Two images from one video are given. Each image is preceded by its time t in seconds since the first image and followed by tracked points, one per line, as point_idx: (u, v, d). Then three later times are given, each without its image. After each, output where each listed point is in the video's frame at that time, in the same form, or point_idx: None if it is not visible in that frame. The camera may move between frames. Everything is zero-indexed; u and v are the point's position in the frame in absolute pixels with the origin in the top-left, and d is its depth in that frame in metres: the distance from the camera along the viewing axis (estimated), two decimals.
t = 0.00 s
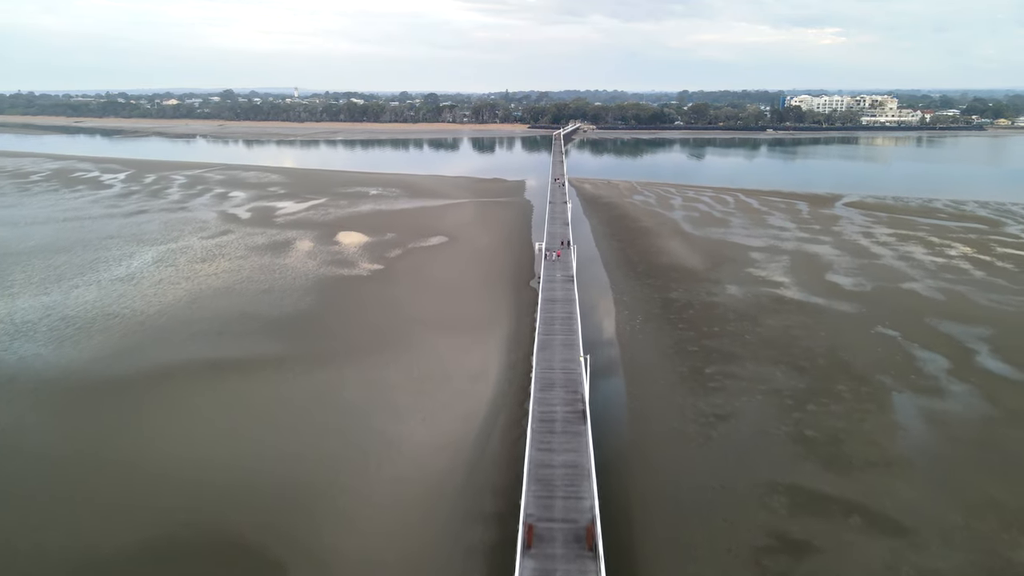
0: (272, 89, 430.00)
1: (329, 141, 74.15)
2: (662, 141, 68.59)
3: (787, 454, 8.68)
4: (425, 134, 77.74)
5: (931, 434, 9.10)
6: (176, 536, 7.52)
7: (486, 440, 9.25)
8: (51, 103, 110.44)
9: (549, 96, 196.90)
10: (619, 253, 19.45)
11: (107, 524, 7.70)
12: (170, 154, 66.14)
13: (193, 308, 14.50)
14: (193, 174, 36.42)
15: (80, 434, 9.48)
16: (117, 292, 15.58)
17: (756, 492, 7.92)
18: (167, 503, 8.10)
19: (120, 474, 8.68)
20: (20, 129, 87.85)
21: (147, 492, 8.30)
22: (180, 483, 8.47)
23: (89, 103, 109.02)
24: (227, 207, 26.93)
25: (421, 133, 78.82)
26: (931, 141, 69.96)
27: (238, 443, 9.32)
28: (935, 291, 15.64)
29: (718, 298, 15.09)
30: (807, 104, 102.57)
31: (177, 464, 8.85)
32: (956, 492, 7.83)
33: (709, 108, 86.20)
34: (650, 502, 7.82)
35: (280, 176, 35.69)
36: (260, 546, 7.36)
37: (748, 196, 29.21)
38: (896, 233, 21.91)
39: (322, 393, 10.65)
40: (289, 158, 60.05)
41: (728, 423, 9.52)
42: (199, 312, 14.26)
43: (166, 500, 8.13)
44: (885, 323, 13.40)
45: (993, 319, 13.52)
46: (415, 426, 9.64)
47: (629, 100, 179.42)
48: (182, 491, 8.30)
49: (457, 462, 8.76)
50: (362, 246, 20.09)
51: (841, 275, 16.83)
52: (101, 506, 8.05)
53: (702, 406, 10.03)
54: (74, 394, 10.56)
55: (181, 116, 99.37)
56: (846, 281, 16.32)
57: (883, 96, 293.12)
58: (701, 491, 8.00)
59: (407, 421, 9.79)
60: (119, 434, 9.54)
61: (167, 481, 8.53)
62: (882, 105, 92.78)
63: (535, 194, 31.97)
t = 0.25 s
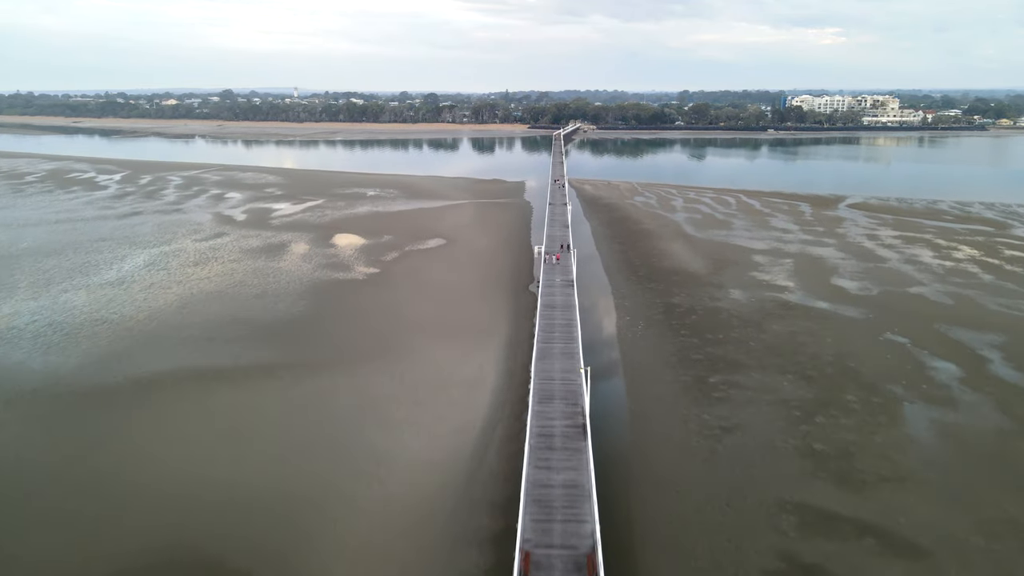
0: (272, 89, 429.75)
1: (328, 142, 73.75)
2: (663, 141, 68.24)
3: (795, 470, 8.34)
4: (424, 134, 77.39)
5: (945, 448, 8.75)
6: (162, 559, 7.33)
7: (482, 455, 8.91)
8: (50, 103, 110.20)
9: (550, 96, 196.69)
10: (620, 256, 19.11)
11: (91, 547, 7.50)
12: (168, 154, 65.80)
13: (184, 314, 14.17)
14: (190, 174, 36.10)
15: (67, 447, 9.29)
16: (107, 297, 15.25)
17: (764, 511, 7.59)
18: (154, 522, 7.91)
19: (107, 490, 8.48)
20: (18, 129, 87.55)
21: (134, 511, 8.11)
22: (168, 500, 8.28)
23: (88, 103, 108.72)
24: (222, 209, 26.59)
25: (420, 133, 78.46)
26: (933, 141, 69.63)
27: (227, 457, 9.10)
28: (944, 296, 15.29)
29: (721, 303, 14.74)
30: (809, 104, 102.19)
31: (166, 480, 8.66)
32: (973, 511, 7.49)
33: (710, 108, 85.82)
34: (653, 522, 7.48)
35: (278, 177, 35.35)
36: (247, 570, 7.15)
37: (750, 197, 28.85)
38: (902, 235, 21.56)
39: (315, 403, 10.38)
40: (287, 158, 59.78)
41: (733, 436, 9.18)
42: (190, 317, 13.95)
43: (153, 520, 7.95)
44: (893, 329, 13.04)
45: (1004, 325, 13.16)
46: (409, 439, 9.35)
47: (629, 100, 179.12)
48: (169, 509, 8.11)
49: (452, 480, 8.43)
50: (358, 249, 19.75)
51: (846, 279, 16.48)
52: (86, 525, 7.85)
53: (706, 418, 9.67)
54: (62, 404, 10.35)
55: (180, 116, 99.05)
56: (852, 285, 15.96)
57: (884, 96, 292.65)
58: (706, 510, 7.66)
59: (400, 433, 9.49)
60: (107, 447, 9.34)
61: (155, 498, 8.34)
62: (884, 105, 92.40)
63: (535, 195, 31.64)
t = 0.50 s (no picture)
0: (272, 90, 429.66)
1: (326, 142, 73.43)
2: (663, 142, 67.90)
3: (805, 488, 7.98)
4: (424, 134, 77.11)
5: (961, 465, 8.37)
6: None
7: (477, 472, 8.55)
8: (48, 103, 109.82)
9: (550, 97, 196.24)
10: (620, 259, 18.72)
11: (67, 561, 7.17)
12: (166, 155, 65.49)
13: (172, 320, 13.78)
14: (185, 175, 35.70)
15: (48, 456, 8.97)
16: (94, 302, 14.85)
17: (773, 534, 7.23)
18: (135, 535, 7.58)
19: (88, 500, 8.16)
20: (16, 130, 87.27)
21: (114, 523, 7.78)
22: (150, 512, 7.95)
23: (87, 103, 108.39)
24: (217, 210, 26.23)
25: (420, 134, 78.14)
26: (936, 142, 69.22)
27: (214, 467, 8.76)
28: (953, 300, 14.91)
29: (725, 308, 14.37)
30: (810, 104, 101.86)
31: (149, 492, 8.31)
32: (993, 535, 7.13)
33: (711, 108, 85.46)
34: (656, 543, 7.14)
35: (275, 178, 34.98)
36: None
37: (753, 198, 28.47)
38: (907, 237, 21.17)
39: (307, 411, 10.04)
40: (286, 159, 59.45)
41: (740, 450, 8.79)
42: (179, 323, 13.58)
43: (134, 533, 7.61)
44: (902, 336, 12.67)
45: (1016, 333, 12.79)
46: (402, 451, 8.97)
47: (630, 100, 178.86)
48: (151, 522, 7.78)
49: (445, 498, 8.06)
50: (353, 252, 19.37)
51: (852, 284, 16.11)
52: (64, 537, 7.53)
53: (711, 431, 9.30)
54: (44, 412, 10.02)
55: (178, 117, 98.70)
56: (858, 290, 15.59)
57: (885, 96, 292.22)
58: (712, 531, 7.30)
59: (393, 444, 9.11)
60: (90, 455, 9.01)
61: (137, 509, 8.01)
62: (885, 105, 92.05)
63: (534, 196, 31.27)
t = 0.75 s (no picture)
0: (272, 90, 429.46)
1: (325, 142, 73.12)
2: (664, 142, 67.58)
3: (815, 506, 7.64)
4: (423, 134, 76.81)
5: (978, 480, 8.04)
6: None
7: (472, 489, 8.21)
8: (47, 103, 109.49)
9: (550, 97, 195.98)
10: (622, 262, 18.39)
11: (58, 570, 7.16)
12: (165, 155, 65.20)
13: (164, 325, 13.50)
14: (182, 176, 35.40)
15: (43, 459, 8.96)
16: (83, 307, 14.54)
17: (782, 556, 6.90)
18: (129, 543, 7.60)
19: (83, 509, 8.10)
20: (15, 129, 86.98)
21: (109, 529, 7.81)
22: (144, 520, 7.95)
23: (86, 103, 108.10)
24: (213, 212, 25.91)
25: (419, 134, 77.83)
26: (938, 142, 68.87)
27: (210, 472, 8.75)
28: (962, 305, 14.58)
29: (729, 313, 14.04)
30: (811, 104, 101.47)
31: (144, 501, 8.26)
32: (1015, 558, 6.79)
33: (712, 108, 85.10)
34: (660, 566, 6.81)
35: (272, 179, 34.65)
36: None
37: (755, 200, 28.14)
38: (913, 239, 20.83)
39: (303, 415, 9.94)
40: (284, 159, 59.16)
41: (746, 465, 8.46)
42: (171, 328, 13.31)
43: (128, 540, 7.63)
44: (912, 343, 12.32)
45: None
46: (397, 459, 8.86)
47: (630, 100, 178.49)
48: (145, 530, 7.80)
49: (438, 518, 7.73)
50: (350, 255, 19.07)
51: (858, 288, 15.78)
52: (58, 544, 7.55)
53: (717, 445, 8.94)
54: (37, 417, 9.95)
55: (177, 117, 98.40)
56: (865, 294, 15.27)
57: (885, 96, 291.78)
58: (719, 554, 6.97)
59: (388, 453, 8.98)
60: (85, 459, 9.00)
61: (131, 516, 8.02)
62: (887, 104, 91.67)
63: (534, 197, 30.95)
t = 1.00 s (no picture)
0: (272, 90, 429.24)
1: (324, 142, 72.76)
2: (665, 142, 67.25)
3: (827, 528, 7.30)
4: (423, 134, 76.48)
5: (997, 499, 7.70)
6: None
7: (467, 508, 7.86)
8: (44, 103, 109.07)
9: (550, 97, 196.09)
10: (623, 266, 18.05)
11: None
12: (162, 155, 64.82)
13: (154, 333, 13.19)
14: (178, 177, 35.07)
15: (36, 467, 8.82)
16: (70, 312, 14.18)
17: None
18: (116, 552, 7.40)
19: (72, 518, 7.90)
20: (13, 129, 86.63)
21: (96, 536, 7.62)
22: (132, 529, 7.76)
23: (84, 103, 107.75)
24: (208, 214, 25.55)
25: (419, 134, 77.50)
26: (940, 142, 68.52)
27: (202, 481, 8.57)
28: (971, 310, 14.24)
29: (733, 318, 13.70)
30: (812, 104, 101.15)
31: (136, 511, 8.06)
32: None
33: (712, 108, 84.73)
34: None
35: (269, 179, 34.29)
36: None
37: (757, 201, 27.80)
38: (919, 242, 20.47)
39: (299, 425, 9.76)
40: (283, 159, 58.83)
41: (753, 481, 8.11)
42: (163, 335, 13.02)
43: (115, 548, 7.44)
44: (922, 351, 11.98)
45: None
46: (393, 473, 8.66)
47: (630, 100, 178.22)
48: (132, 539, 7.60)
49: (432, 540, 7.39)
50: (346, 258, 18.73)
51: (864, 292, 15.44)
52: (43, 553, 7.36)
53: (723, 460, 8.58)
54: (25, 428, 9.70)
55: (176, 116, 98.03)
56: (872, 299, 14.93)
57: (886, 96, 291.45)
58: None
59: (384, 467, 8.78)
60: (77, 466, 8.84)
61: (117, 525, 7.80)
62: (888, 104, 91.34)
63: (533, 198, 30.60)
